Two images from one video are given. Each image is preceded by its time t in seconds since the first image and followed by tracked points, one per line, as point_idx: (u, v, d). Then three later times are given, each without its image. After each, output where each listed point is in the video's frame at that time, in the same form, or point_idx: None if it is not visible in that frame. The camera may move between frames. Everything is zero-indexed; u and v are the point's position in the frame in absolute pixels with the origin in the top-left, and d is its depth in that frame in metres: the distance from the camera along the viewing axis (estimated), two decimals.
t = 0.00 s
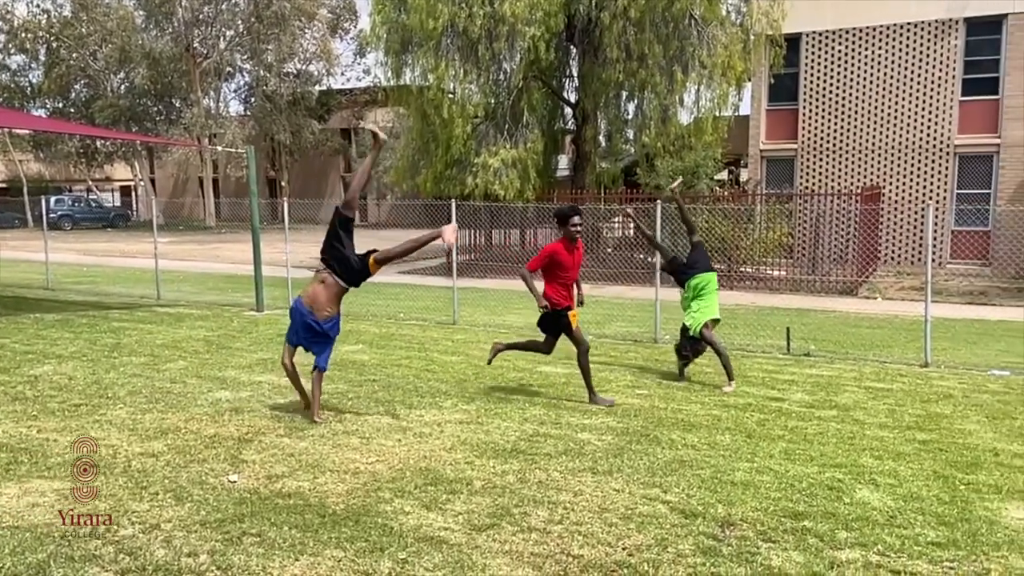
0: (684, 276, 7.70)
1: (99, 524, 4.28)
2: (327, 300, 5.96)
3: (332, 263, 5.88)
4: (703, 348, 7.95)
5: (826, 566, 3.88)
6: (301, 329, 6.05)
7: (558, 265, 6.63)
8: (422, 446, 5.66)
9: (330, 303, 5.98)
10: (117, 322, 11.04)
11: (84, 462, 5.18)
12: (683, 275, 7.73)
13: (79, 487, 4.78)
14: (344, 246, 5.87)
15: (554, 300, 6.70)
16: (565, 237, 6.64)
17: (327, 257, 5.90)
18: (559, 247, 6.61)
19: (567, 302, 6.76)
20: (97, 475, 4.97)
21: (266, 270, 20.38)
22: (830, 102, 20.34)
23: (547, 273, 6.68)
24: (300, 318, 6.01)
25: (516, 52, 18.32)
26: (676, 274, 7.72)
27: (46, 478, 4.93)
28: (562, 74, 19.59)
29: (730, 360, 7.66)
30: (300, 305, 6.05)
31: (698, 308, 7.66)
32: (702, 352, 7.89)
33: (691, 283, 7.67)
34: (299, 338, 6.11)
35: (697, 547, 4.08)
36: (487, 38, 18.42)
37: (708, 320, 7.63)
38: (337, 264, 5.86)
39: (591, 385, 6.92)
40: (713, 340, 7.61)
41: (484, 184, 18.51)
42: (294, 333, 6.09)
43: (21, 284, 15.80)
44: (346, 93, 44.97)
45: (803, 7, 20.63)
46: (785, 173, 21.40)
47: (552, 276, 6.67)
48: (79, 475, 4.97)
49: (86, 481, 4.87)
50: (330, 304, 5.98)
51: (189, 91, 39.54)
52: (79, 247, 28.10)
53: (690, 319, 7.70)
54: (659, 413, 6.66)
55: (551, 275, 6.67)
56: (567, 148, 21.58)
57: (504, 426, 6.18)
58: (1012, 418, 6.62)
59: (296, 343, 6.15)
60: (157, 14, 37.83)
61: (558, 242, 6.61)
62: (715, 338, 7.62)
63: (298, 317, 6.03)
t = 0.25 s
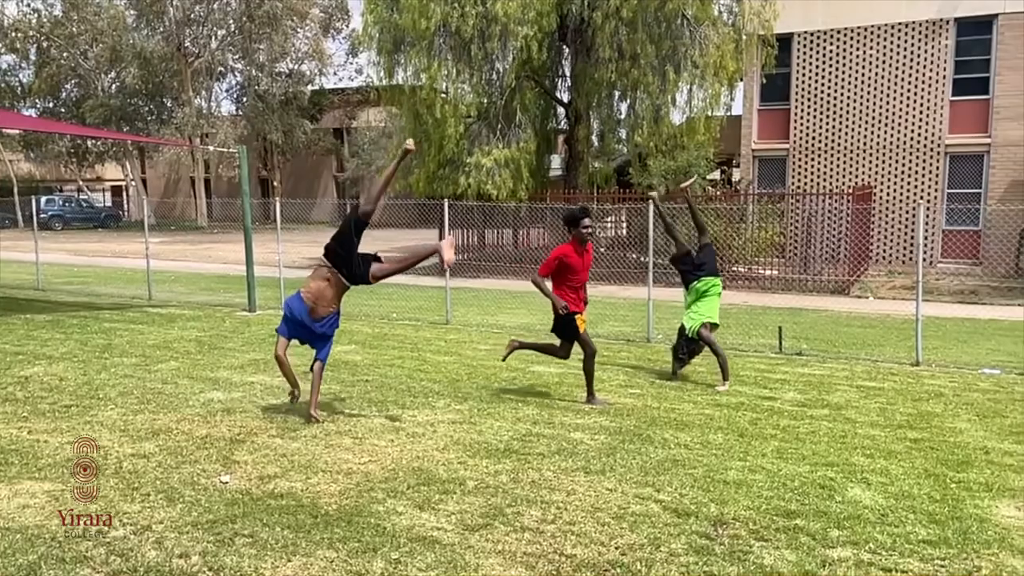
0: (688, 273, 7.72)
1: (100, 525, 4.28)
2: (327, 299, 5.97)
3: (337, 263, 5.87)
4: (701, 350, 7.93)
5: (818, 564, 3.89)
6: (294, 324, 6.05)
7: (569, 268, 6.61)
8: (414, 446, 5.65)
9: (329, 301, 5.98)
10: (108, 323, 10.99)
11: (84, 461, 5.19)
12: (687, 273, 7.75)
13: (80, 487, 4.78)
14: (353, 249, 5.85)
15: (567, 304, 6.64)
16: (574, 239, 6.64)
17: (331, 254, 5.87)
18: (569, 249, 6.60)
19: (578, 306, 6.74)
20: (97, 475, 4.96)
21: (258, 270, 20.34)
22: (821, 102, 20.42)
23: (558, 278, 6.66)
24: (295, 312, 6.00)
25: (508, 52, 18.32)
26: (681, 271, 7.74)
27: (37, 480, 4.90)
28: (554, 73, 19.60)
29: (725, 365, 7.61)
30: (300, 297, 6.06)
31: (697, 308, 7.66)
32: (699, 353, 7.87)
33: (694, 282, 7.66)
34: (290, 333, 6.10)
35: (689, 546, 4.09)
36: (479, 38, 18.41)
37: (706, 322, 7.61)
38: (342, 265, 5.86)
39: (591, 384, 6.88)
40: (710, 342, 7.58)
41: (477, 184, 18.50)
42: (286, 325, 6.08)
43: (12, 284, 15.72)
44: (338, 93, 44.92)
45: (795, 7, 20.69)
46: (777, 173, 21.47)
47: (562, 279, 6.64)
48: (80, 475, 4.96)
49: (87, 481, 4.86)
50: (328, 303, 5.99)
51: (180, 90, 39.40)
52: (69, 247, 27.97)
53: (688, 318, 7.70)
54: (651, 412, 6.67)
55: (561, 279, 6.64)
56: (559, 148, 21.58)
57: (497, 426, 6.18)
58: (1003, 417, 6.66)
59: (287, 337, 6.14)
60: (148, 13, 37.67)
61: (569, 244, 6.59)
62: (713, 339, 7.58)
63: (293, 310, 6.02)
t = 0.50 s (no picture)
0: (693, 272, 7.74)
1: (98, 525, 4.28)
2: (328, 297, 5.97)
3: (341, 265, 5.80)
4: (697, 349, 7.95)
5: (809, 562, 3.90)
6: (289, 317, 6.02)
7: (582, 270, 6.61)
8: (407, 446, 5.65)
9: (329, 299, 5.98)
10: (98, 324, 10.94)
11: (83, 462, 5.18)
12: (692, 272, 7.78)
13: (80, 487, 4.78)
14: (361, 256, 5.78)
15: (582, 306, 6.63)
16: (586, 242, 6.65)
17: (337, 254, 5.81)
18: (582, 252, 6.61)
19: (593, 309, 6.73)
20: (97, 475, 4.96)
21: (249, 270, 20.29)
22: (812, 101, 20.50)
23: (570, 281, 6.65)
24: (293, 307, 5.95)
25: (500, 52, 18.32)
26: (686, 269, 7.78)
27: (25, 481, 4.87)
28: (546, 73, 19.61)
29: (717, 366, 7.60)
30: (300, 289, 6.04)
31: (697, 307, 7.70)
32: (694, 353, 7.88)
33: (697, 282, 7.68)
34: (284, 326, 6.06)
35: (681, 545, 4.10)
36: (471, 38, 18.40)
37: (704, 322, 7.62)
38: (347, 268, 5.80)
39: (587, 386, 6.91)
40: (706, 342, 7.62)
41: (469, 184, 18.49)
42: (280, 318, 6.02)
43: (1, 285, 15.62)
44: (329, 92, 44.86)
45: (785, 7, 20.76)
46: (768, 172, 21.54)
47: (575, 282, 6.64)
48: (80, 474, 4.97)
49: (87, 480, 4.86)
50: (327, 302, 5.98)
51: (171, 90, 39.25)
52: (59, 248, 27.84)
53: (687, 316, 7.74)
54: (643, 412, 6.67)
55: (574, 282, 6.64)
56: (551, 148, 21.60)
57: (489, 425, 6.18)
58: (992, 415, 6.70)
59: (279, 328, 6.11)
60: (139, 13, 37.50)
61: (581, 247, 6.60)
62: (707, 338, 7.62)
63: (292, 302, 6.00)
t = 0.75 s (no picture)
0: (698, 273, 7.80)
1: (100, 524, 4.28)
2: (328, 295, 5.96)
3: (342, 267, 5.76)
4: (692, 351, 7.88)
5: (801, 561, 3.92)
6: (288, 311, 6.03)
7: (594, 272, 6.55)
8: (399, 446, 5.64)
9: (330, 296, 5.96)
10: (88, 324, 10.89)
11: (84, 461, 5.19)
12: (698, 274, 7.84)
13: (81, 487, 4.78)
14: (360, 267, 5.68)
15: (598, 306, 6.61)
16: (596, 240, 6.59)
17: (338, 258, 5.77)
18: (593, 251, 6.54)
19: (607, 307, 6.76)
20: (97, 475, 4.97)
21: (242, 271, 20.24)
22: (804, 102, 20.57)
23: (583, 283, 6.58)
24: (293, 302, 5.96)
25: (492, 52, 18.31)
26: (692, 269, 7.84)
27: (16, 483, 4.85)
28: (539, 73, 19.61)
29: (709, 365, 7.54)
30: (303, 281, 6.03)
31: (697, 305, 7.73)
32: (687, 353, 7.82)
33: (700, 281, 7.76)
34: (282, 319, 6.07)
35: (673, 544, 4.10)
36: (463, 37, 18.39)
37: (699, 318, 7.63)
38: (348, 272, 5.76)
39: (582, 387, 6.91)
40: (700, 338, 7.58)
41: (462, 184, 18.47)
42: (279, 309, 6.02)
43: None
44: (321, 92, 44.81)
45: (777, 7, 20.81)
46: (760, 172, 21.61)
47: (589, 284, 6.58)
48: (80, 474, 4.97)
49: (88, 480, 4.87)
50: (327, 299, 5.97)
51: (162, 90, 39.09)
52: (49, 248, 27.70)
53: (687, 313, 7.75)
54: (636, 411, 6.68)
55: (588, 284, 6.57)
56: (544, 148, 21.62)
57: (482, 426, 6.18)
58: (982, 413, 6.73)
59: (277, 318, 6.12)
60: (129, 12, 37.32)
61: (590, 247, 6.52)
62: (701, 334, 7.58)
63: (293, 296, 6.00)
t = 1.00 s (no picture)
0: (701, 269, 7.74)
1: (100, 524, 4.29)
2: (327, 293, 5.99)
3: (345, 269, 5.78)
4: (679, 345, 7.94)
5: (791, 559, 3.93)
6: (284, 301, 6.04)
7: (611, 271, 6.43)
8: (390, 446, 5.63)
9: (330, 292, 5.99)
10: (77, 325, 10.83)
11: (84, 462, 5.20)
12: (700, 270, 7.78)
13: (80, 487, 4.78)
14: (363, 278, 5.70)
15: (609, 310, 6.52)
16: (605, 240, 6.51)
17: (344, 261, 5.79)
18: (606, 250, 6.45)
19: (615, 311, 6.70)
20: (97, 475, 4.98)
21: (232, 271, 20.18)
22: (793, 101, 20.64)
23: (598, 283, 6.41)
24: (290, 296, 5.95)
25: (483, 52, 18.30)
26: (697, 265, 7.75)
27: (5, 485, 4.82)
28: (529, 73, 19.62)
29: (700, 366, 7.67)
30: (303, 275, 6.02)
31: (696, 304, 7.76)
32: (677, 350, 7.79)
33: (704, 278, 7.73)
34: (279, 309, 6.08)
35: (664, 543, 4.11)
36: (454, 37, 18.37)
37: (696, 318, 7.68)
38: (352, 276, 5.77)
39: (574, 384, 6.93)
40: (694, 337, 7.62)
41: (453, 184, 18.45)
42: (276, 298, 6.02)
43: None
44: (311, 92, 44.74)
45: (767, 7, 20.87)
46: (751, 172, 21.67)
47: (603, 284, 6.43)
48: (80, 475, 4.97)
49: (89, 480, 4.88)
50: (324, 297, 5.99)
51: (151, 89, 38.90)
52: (37, 249, 27.53)
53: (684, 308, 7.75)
54: (627, 411, 6.69)
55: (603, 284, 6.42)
56: (534, 147, 21.63)
57: (473, 426, 6.17)
58: (971, 411, 6.76)
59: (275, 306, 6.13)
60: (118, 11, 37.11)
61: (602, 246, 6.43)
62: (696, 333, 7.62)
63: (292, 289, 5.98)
